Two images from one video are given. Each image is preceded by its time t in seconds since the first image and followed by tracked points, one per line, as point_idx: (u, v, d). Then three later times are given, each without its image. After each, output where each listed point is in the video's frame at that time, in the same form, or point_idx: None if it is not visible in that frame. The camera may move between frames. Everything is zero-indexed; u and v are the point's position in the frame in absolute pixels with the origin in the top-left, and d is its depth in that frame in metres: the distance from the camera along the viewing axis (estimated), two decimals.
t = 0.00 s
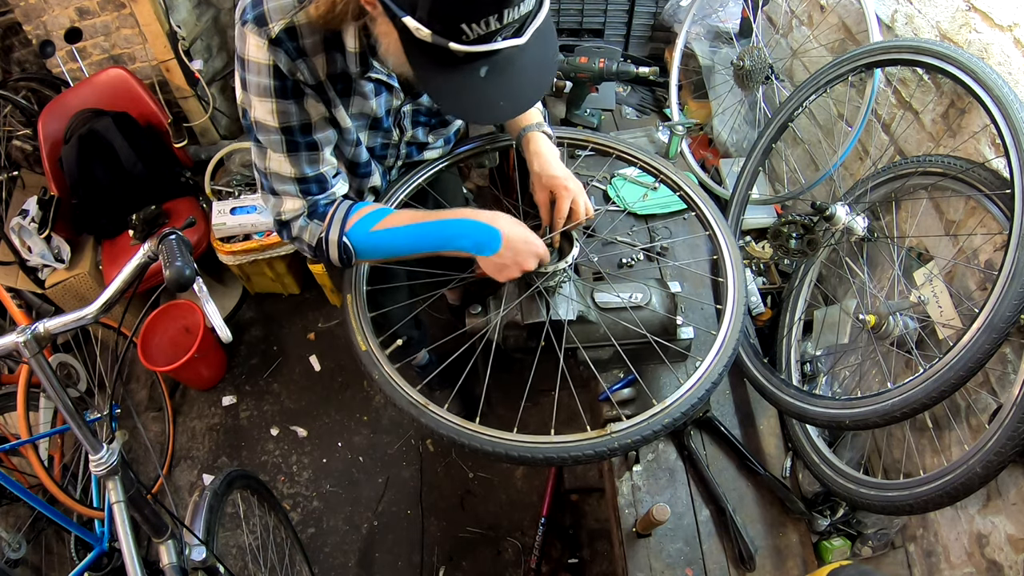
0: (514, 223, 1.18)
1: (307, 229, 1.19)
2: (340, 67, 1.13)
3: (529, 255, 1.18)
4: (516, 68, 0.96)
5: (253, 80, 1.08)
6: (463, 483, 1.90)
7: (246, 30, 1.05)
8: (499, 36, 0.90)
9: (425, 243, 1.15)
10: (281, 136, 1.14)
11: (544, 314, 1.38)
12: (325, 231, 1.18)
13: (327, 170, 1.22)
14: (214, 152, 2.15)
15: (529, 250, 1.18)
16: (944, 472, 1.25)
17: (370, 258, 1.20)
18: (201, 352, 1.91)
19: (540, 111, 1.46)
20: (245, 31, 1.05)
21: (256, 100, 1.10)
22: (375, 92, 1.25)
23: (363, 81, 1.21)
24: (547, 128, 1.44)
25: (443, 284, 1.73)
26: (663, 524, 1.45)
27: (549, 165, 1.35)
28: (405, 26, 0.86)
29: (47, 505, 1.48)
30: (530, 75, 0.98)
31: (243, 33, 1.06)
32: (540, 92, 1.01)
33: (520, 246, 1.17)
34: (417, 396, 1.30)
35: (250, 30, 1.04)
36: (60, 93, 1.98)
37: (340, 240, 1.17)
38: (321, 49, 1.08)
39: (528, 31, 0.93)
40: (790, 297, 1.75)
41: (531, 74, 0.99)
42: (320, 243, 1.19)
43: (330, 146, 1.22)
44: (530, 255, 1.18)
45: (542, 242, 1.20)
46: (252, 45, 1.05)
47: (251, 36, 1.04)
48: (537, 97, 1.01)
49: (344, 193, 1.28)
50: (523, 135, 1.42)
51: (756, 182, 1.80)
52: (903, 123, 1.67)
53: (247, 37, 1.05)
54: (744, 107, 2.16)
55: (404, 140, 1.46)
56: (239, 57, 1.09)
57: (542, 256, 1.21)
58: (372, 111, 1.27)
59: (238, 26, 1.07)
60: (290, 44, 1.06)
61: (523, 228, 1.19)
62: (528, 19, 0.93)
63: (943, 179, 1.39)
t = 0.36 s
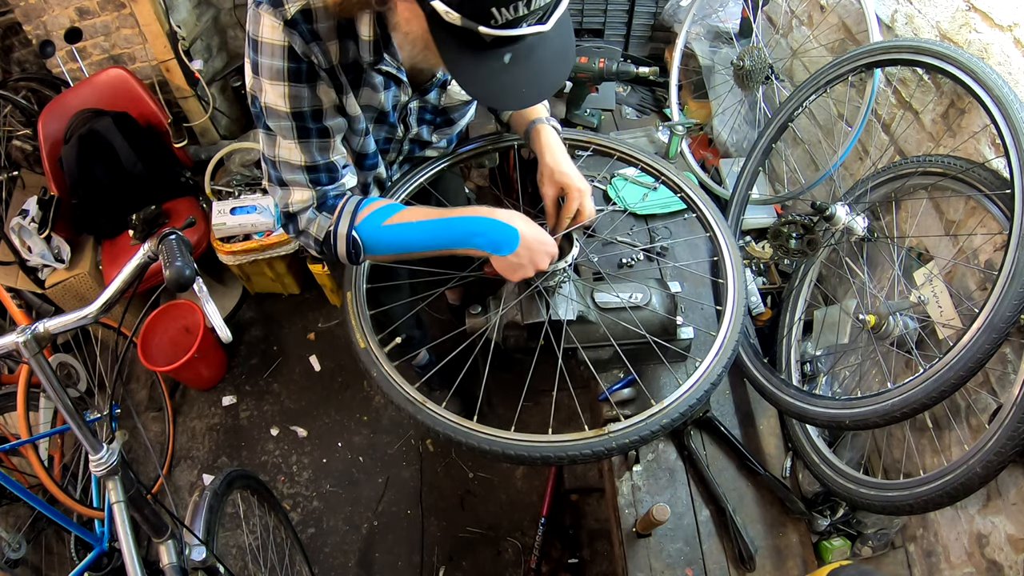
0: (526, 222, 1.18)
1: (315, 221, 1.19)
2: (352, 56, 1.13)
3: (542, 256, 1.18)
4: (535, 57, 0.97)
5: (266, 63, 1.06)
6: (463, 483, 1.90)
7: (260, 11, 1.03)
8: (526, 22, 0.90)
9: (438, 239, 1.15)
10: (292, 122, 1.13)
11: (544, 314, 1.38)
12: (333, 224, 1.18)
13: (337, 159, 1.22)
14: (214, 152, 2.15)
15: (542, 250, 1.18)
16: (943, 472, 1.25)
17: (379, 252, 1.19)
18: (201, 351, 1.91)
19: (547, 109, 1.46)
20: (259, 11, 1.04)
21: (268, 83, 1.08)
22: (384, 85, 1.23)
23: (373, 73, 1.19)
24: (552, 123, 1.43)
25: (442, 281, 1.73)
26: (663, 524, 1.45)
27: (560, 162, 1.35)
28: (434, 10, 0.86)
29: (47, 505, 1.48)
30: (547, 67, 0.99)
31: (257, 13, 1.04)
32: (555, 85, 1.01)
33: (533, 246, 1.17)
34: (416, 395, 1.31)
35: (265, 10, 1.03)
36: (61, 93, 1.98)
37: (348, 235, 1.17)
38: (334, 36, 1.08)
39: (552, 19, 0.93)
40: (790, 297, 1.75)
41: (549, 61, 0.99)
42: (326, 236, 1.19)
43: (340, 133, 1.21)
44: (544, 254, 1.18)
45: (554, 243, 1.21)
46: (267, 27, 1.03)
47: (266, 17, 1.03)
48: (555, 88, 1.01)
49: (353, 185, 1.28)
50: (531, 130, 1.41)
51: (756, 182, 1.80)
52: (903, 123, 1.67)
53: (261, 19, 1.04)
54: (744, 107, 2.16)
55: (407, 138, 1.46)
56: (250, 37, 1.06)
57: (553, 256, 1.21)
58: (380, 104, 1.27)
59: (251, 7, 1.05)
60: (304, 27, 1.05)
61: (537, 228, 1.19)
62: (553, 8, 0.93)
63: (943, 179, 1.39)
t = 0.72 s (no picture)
0: (520, 222, 1.18)
1: (312, 221, 1.19)
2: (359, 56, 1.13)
3: (535, 256, 1.18)
4: (554, 53, 0.99)
5: (271, 66, 1.06)
6: (463, 483, 1.90)
7: (268, 15, 1.03)
8: (549, 17, 0.91)
9: (431, 238, 1.15)
10: (294, 126, 1.12)
11: (544, 313, 1.38)
12: (329, 222, 1.18)
13: (336, 164, 1.21)
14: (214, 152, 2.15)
15: (535, 249, 1.17)
16: (944, 472, 1.25)
17: (373, 251, 1.20)
18: (201, 352, 1.91)
19: (560, 110, 1.44)
20: (265, 15, 1.04)
21: (272, 86, 1.07)
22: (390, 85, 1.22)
23: (379, 74, 1.18)
24: (565, 126, 1.40)
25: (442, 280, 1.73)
26: (663, 524, 1.45)
27: (573, 169, 1.31)
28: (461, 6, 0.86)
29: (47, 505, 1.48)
30: (566, 62, 1.01)
31: (264, 16, 1.04)
32: (575, 79, 1.02)
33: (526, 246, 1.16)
34: (414, 393, 1.31)
35: (272, 13, 1.03)
36: (61, 93, 1.98)
37: (344, 234, 1.17)
38: (339, 38, 1.09)
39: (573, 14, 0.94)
40: (790, 297, 1.75)
41: (566, 55, 1.01)
42: (324, 235, 1.19)
43: (341, 140, 1.21)
44: (537, 254, 1.18)
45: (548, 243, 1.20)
46: (274, 30, 1.03)
47: (273, 20, 1.03)
48: (573, 81, 1.02)
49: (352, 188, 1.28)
50: (545, 135, 1.38)
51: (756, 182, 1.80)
52: (904, 123, 1.67)
53: (267, 23, 1.04)
54: (744, 107, 2.15)
55: (416, 137, 1.44)
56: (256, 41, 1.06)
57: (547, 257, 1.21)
58: (388, 105, 1.25)
59: (257, 10, 1.05)
60: (312, 31, 1.05)
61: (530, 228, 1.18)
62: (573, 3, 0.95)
63: (943, 178, 1.39)
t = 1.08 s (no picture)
0: (520, 220, 1.18)
1: (313, 220, 1.19)
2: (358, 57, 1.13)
3: (536, 254, 1.18)
4: (554, 48, 1.00)
5: (268, 70, 1.06)
6: (463, 483, 1.90)
7: (263, 19, 1.03)
8: (548, 11, 0.91)
9: (431, 235, 1.15)
10: (294, 130, 1.12)
11: (543, 313, 1.39)
12: (331, 221, 1.19)
13: (337, 165, 1.21)
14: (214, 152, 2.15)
15: (536, 248, 1.17)
16: (944, 472, 1.25)
17: (375, 249, 1.19)
18: (201, 352, 1.91)
19: (578, 112, 1.42)
20: (261, 17, 1.04)
21: (270, 91, 1.08)
22: (390, 82, 1.22)
23: (380, 71, 1.19)
24: (582, 132, 1.38)
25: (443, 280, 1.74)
26: (663, 524, 1.45)
27: (582, 179, 1.31)
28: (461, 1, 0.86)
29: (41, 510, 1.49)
30: (566, 57, 1.01)
31: (258, 21, 1.04)
32: (575, 75, 1.03)
33: (527, 244, 1.16)
34: (409, 389, 1.31)
35: (267, 18, 1.04)
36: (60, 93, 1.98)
37: (346, 232, 1.18)
38: (339, 39, 1.09)
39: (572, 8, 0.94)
40: (790, 297, 1.75)
41: (564, 49, 1.01)
42: (326, 233, 1.20)
43: (342, 141, 1.21)
44: (538, 252, 1.18)
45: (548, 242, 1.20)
46: (270, 34, 1.03)
47: (269, 26, 1.03)
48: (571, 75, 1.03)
49: (353, 187, 1.27)
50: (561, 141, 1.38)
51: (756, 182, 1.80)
52: (903, 123, 1.67)
53: (263, 28, 1.04)
54: (744, 107, 2.15)
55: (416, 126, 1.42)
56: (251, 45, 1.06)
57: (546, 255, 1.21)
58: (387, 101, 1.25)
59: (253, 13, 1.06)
60: (309, 34, 1.05)
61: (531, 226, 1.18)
62: None
63: (942, 178, 1.39)
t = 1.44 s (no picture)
0: (520, 220, 1.18)
1: (314, 209, 1.19)
2: (354, 46, 1.12)
3: (533, 254, 1.18)
4: (543, 33, 0.95)
5: (264, 61, 1.08)
6: (463, 483, 1.90)
7: (258, 9, 1.05)
8: None
9: (430, 230, 1.14)
10: (292, 118, 1.14)
11: (543, 313, 1.39)
12: (331, 211, 1.19)
13: (337, 154, 1.21)
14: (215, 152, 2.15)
15: (534, 249, 1.18)
16: (944, 472, 1.25)
17: (372, 240, 1.19)
18: (201, 351, 1.91)
19: (576, 109, 1.42)
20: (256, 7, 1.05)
21: (267, 80, 1.10)
22: (392, 73, 1.20)
23: (379, 62, 1.17)
24: (580, 131, 1.38)
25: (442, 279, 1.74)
26: (663, 525, 1.45)
27: (581, 180, 1.31)
28: None
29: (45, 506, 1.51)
30: (557, 43, 0.97)
31: (253, 12, 1.06)
32: (566, 62, 0.99)
33: (526, 245, 1.17)
34: (405, 386, 1.31)
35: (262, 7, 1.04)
36: (61, 93, 1.98)
37: (346, 222, 1.18)
38: (335, 29, 1.08)
39: None
40: (790, 297, 1.75)
41: (556, 36, 0.97)
42: (325, 223, 1.20)
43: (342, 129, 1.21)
44: (536, 253, 1.19)
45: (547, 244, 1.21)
46: (265, 24, 1.05)
47: (264, 15, 1.05)
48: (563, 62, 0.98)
49: (355, 176, 1.27)
50: (558, 139, 1.38)
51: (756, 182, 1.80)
52: (903, 123, 1.67)
53: (257, 18, 1.06)
54: (744, 107, 2.15)
55: (416, 122, 1.41)
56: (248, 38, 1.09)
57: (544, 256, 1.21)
58: (388, 93, 1.23)
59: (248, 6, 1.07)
60: (303, 22, 1.06)
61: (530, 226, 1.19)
62: None
63: (943, 178, 1.39)
